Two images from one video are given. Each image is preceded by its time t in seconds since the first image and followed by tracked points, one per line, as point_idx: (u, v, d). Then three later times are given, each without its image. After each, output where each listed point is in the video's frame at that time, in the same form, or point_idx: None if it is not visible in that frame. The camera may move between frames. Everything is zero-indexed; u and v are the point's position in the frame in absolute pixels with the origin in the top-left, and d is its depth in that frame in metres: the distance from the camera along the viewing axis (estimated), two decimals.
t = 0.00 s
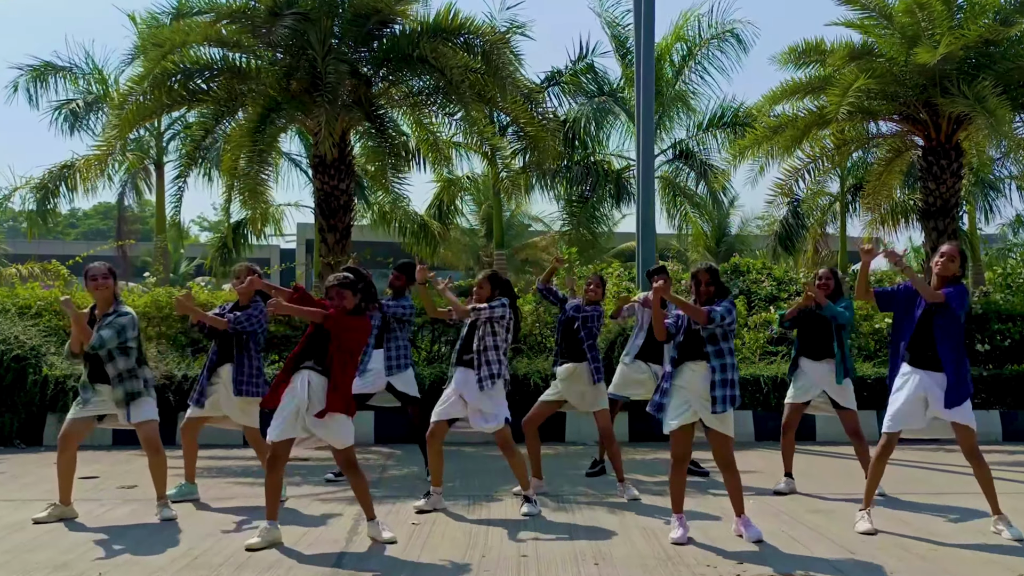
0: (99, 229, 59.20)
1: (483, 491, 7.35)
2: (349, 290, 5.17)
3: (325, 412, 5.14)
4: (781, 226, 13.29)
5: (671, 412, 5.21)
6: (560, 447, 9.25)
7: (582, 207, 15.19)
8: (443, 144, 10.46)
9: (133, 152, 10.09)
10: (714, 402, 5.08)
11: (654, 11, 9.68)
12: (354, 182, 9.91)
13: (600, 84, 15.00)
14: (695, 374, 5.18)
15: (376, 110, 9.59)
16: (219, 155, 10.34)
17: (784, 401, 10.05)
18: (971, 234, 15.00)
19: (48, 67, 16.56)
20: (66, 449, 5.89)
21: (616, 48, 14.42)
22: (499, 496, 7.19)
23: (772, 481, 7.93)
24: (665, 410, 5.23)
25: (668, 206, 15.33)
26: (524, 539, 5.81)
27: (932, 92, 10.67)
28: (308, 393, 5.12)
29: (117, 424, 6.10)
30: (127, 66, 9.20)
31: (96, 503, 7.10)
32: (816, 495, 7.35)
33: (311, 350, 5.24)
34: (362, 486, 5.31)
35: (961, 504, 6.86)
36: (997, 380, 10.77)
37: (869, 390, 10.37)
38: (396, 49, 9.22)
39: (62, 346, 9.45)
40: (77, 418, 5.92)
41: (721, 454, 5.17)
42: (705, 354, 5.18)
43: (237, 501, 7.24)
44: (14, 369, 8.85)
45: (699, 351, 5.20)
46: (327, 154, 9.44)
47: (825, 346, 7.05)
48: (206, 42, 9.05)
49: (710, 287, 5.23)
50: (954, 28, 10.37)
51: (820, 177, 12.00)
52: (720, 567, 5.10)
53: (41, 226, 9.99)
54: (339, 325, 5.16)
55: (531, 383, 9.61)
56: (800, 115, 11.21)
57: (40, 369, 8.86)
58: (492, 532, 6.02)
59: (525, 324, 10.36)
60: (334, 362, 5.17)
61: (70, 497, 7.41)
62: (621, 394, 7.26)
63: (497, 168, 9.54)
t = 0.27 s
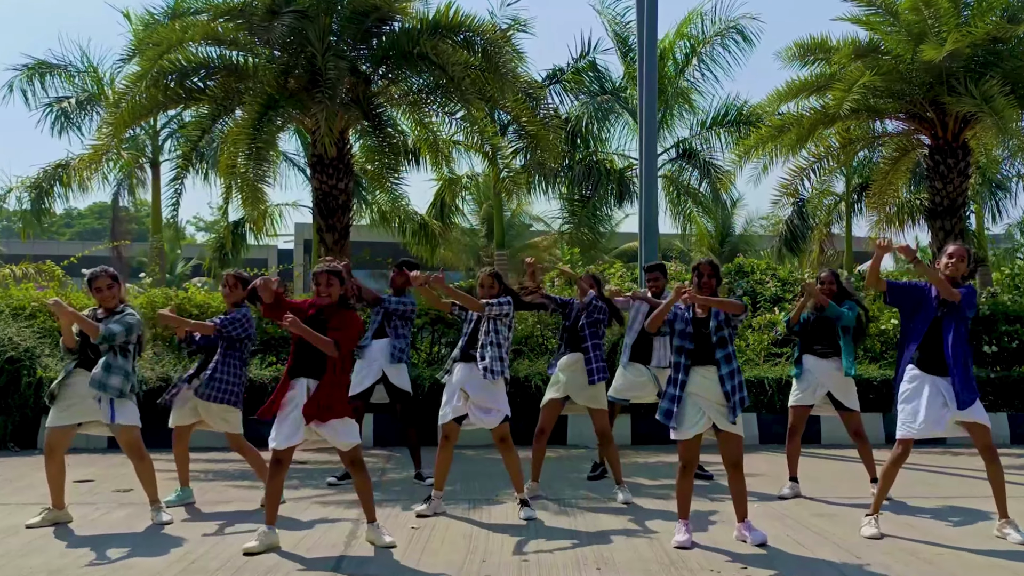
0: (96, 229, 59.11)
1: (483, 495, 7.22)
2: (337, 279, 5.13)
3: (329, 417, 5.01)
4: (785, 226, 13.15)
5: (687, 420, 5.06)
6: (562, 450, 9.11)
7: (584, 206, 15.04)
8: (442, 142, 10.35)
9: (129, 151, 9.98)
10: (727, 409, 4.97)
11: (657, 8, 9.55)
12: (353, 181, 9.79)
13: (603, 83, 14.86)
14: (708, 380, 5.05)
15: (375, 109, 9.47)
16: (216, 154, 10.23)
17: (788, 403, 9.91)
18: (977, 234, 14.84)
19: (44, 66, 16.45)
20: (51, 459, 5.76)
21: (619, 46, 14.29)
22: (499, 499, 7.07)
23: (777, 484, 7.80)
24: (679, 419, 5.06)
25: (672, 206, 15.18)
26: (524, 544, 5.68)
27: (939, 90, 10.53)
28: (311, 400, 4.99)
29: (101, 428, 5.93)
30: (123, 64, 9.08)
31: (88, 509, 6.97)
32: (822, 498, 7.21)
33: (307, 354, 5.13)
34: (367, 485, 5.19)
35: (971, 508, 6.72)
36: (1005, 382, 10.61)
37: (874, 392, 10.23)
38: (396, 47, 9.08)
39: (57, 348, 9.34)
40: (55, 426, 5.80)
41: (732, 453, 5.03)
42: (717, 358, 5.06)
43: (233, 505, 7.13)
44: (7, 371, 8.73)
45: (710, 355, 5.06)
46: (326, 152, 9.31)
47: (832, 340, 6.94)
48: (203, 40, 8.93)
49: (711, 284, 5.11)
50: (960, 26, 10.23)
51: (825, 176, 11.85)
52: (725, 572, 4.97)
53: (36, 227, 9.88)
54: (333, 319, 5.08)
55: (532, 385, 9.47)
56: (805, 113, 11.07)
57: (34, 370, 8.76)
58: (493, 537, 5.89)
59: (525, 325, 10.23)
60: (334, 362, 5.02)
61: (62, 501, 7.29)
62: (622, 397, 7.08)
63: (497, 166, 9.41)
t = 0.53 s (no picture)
0: (96, 228, 59.17)
1: (483, 495, 7.23)
2: (341, 301, 4.94)
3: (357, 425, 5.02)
4: (785, 226, 13.18)
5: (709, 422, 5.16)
6: (562, 450, 9.14)
7: (583, 207, 15.07)
8: (442, 142, 10.38)
9: (130, 151, 10.01)
10: (739, 413, 5.14)
11: (656, 8, 9.57)
12: (354, 181, 9.80)
13: (602, 84, 14.89)
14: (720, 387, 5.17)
15: (375, 109, 9.48)
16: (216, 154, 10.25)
17: (787, 403, 9.94)
18: (976, 234, 14.86)
19: (45, 67, 16.46)
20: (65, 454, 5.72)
21: (619, 47, 14.31)
22: (499, 499, 7.09)
23: (776, 483, 7.82)
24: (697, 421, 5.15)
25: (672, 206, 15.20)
26: (524, 544, 5.70)
27: (938, 91, 10.56)
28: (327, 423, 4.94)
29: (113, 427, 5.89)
30: (124, 64, 9.11)
31: (90, 509, 6.99)
32: (821, 497, 7.23)
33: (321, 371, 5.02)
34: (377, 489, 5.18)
35: (970, 507, 6.73)
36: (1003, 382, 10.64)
37: (873, 392, 10.26)
38: (397, 47, 9.10)
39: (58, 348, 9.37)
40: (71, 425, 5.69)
41: (740, 452, 5.12)
42: (733, 364, 5.21)
43: (234, 504, 7.15)
44: (9, 371, 8.75)
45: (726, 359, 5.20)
46: (326, 153, 9.34)
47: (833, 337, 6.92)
48: (204, 41, 8.95)
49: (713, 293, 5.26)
50: (959, 26, 10.26)
51: (824, 177, 11.88)
52: (724, 572, 4.99)
53: (38, 227, 9.90)
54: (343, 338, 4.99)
55: (532, 385, 9.50)
56: (804, 113, 11.09)
57: (36, 370, 8.78)
58: (492, 536, 5.90)
59: (525, 325, 10.25)
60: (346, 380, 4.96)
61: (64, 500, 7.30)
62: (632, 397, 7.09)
63: (498, 166, 9.44)
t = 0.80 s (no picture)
0: (97, 227, 59.25)
1: (482, 492, 7.35)
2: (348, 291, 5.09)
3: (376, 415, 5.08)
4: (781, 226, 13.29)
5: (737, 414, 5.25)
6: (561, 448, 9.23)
7: (582, 207, 15.16)
8: (442, 143, 10.47)
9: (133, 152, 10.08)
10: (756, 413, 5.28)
11: (654, 10, 9.66)
12: (354, 183, 9.90)
13: (600, 85, 14.98)
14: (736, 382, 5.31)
15: (376, 111, 9.56)
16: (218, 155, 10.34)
17: (783, 401, 10.04)
18: (971, 234, 14.98)
19: (49, 69, 16.56)
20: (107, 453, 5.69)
21: (616, 48, 14.40)
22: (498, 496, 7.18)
23: (772, 480, 7.92)
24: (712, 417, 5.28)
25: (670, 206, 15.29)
26: (523, 540, 5.80)
27: (933, 92, 10.66)
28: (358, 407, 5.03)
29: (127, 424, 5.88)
30: (127, 67, 9.19)
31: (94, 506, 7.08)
32: (816, 494, 7.33)
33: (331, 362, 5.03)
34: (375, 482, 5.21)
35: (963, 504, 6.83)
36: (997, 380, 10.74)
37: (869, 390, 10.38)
38: (397, 49, 9.18)
39: (62, 347, 9.46)
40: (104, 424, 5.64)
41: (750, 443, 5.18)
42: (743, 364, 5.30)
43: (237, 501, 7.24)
44: (13, 370, 8.84)
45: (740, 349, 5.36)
46: (327, 153, 9.42)
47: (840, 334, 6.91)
48: (207, 43, 9.03)
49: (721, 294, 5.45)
50: (954, 28, 10.36)
51: (820, 177, 11.99)
52: (721, 567, 5.09)
53: (41, 228, 9.98)
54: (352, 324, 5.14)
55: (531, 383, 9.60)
56: (800, 115, 11.19)
57: (40, 368, 8.87)
58: (492, 533, 6.00)
59: (524, 324, 10.34)
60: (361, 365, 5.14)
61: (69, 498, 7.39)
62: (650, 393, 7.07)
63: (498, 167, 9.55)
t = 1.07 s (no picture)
0: (97, 226, 59.33)
1: (482, 489, 7.44)
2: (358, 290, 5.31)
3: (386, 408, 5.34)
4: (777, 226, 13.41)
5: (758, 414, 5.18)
6: (559, 445, 9.34)
7: (580, 207, 15.27)
8: (441, 144, 10.57)
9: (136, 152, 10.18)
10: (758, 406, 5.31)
11: (651, 12, 9.76)
12: (354, 183, 9.99)
13: (598, 86, 15.08)
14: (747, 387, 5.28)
15: (376, 111, 9.63)
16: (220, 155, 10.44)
17: (779, 399, 10.16)
18: (965, 233, 15.10)
19: (52, 70, 16.66)
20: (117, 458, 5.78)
21: (613, 50, 14.50)
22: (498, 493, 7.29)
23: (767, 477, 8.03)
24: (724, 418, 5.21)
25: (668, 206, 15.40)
26: (521, 536, 5.90)
27: (927, 93, 10.77)
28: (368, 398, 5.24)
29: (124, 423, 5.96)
30: (130, 67, 9.29)
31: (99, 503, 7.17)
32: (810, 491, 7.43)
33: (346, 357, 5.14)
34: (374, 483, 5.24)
35: (955, 500, 6.94)
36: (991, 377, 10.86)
37: (863, 388, 10.49)
38: (397, 51, 9.29)
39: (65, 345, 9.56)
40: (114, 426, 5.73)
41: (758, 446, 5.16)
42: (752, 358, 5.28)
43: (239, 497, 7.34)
44: (17, 368, 8.93)
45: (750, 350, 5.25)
46: (328, 154, 9.52)
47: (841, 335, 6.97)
48: (209, 44, 9.11)
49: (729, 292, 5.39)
50: (948, 29, 10.47)
51: (816, 177, 12.11)
52: (717, 563, 5.19)
53: (45, 227, 10.08)
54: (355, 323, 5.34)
55: (530, 381, 9.71)
56: (796, 115, 11.30)
57: (43, 366, 8.97)
58: (490, 529, 6.10)
59: (523, 323, 10.44)
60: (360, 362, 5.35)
61: (73, 495, 7.47)
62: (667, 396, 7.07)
63: (496, 167, 9.65)
